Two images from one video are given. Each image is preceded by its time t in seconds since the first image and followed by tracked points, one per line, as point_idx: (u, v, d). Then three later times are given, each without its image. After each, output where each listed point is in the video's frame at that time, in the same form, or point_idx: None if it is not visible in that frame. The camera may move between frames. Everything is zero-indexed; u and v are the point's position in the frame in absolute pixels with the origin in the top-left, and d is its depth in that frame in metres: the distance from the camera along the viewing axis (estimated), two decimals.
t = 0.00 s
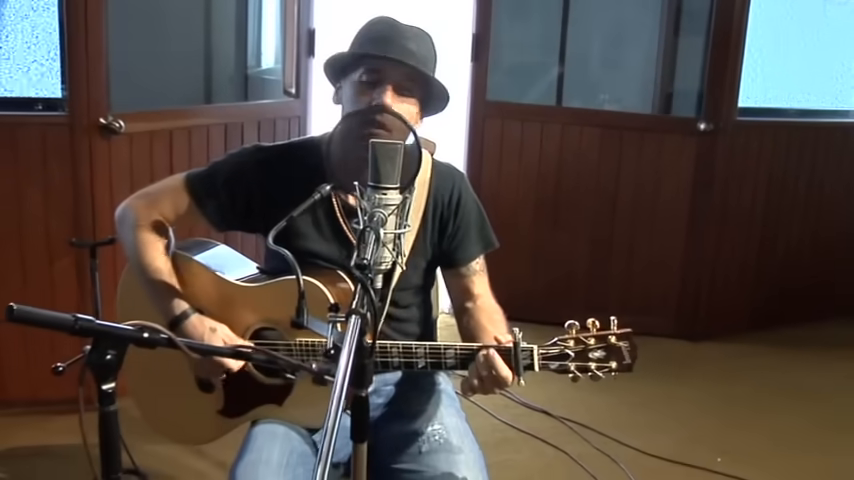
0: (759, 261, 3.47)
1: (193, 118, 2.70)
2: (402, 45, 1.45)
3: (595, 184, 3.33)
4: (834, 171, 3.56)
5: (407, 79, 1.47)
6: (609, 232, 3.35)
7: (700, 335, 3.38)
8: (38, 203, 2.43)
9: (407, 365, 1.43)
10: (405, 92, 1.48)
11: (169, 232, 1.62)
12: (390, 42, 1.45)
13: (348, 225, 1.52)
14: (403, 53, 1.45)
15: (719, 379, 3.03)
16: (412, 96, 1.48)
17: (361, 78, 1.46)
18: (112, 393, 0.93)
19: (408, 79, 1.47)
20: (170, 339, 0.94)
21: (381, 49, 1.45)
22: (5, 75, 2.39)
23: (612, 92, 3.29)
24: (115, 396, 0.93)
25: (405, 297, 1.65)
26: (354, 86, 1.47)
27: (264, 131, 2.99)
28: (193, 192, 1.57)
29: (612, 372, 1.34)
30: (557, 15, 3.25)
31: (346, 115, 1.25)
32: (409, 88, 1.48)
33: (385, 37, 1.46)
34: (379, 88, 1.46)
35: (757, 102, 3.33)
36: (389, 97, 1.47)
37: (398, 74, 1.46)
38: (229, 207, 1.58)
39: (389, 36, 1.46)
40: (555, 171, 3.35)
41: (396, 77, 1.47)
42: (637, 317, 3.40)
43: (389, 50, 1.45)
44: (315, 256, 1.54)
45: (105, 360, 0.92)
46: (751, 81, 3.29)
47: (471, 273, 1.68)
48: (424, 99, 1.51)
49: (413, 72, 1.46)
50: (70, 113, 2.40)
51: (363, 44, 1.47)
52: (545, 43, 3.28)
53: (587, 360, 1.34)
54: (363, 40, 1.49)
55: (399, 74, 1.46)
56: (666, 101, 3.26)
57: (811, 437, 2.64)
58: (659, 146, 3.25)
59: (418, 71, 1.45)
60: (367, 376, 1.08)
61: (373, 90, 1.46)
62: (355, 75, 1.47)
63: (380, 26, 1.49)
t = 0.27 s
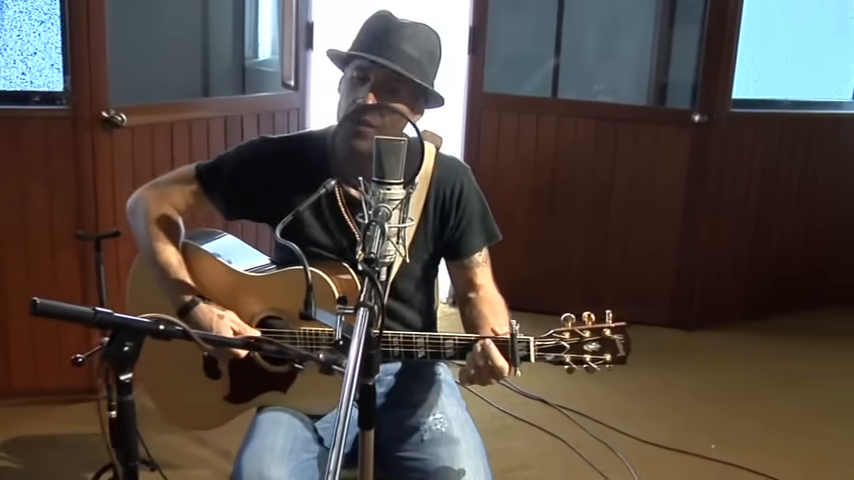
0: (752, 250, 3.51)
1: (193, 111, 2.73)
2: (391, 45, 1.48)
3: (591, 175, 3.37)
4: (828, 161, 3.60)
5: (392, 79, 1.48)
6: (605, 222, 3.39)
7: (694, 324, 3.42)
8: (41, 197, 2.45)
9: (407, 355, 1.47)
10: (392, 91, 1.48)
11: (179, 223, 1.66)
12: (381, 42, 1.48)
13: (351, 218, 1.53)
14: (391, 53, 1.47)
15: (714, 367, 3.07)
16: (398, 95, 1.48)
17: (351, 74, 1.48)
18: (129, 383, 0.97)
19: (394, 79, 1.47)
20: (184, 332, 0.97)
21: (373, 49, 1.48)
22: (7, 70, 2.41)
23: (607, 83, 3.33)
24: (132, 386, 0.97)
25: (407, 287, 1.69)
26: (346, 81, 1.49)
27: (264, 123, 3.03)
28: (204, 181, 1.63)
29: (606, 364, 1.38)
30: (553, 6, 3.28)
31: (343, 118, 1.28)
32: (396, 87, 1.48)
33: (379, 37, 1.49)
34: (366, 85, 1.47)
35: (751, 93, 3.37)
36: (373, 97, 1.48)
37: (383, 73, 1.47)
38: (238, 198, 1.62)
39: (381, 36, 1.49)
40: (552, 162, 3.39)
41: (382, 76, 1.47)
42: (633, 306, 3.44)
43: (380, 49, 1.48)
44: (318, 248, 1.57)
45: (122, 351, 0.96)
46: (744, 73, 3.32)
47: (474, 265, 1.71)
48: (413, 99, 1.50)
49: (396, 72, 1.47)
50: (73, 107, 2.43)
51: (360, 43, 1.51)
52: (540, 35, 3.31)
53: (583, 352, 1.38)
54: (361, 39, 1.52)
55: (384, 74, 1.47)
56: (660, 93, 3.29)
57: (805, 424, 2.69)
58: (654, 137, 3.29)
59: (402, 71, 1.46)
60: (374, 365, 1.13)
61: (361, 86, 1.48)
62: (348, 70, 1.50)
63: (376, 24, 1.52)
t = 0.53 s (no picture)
0: (743, 246, 3.56)
1: (191, 109, 2.76)
2: (402, 48, 1.51)
3: (584, 172, 3.41)
4: (817, 158, 3.65)
5: (404, 81, 1.51)
6: (598, 219, 3.44)
7: (685, 319, 3.47)
8: (42, 195, 2.48)
9: (409, 350, 1.51)
10: (403, 93, 1.52)
11: (185, 222, 1.70)
12: (391, 45, 1.52)
13: (355, 214, 1.58)
14: (403, 56, 1.51)
15: (706, 360, 3.13)
16: (409, 97, 1.52)
17: (363, 77, 1.51)
18: (144, 375, 1.01)
19: (407, 82, 1.51)
20: (197, 326, 1.01)
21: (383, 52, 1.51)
22: (8, 70, 2.44)
23: (599, 80, 3.38)
24: (147, 378, 1.01)
25: (408, 285, 1.73)
26: (357, 85, 1.52)
27: (261, 122, 3.06)
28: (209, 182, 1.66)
29: (603, 359, 1.42)
30: (545, 5, 3.33)
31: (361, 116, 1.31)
32: (407, 90, 1.52)
33: (388, 40, 1.52)
34: (380, 89, 1.51)
35: (741, 91, 3.41)
36: (387, 100, 1.51)
37: (396, 76, 1.51)
38: (243, 197, 1.66)
39: (391, 39, 1.52)
40: (545, 159, 3.43)
41: (395, 79, 1.51)
42: (625, 301, 3.49)
43: (389, 54, 1.51)
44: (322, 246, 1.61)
45: (139, 345, 0.99)
46: (734, 70, 3.37)
47: (469, 264, 1.75)
48: (422, 101, 1.55)
49: (410, 75, 1.51)
50: (73, 106, 2.46)
51: (368, 47, 1.53)
52: (533, 33, 3.35)
53: (581, 347, 1.42)
54: (367, 42, 1.55)
55: (397, 76, 1.51)
56: (652, 90, 3.33)
57: (794, 417, 2.74)
58: (646, 134, 3.33)
59: (416, 74, 1.50)
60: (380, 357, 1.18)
61: (373, 89, 1.51)
62: (358, 73, 1.52)
63: (383, 28, 1.55)
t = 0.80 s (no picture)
0: (732, 243, 3.61)
1: (187, 110, 2.79)
2: (411, 50, 1.54)
3: (575, 170, 3.45)
4: (805, 156, 3.70)
5: (414, 83, 1.56)
6: (589, 217, 3.48)
7: (676, 315, 3.51)
8: (40, 195, 2.51)
9: (407, 342, 1.54)
10: (413, 94, 1.56)
11: (187, 221, 1.73)
12: (399, 47, 1.54)
13: (355, 214, 1.61)
14: (411, 58, 1.54)
15: (696, 356, 3.17)
16: (418, 98, 1.57)
17: (373, 80, 1.55)
18: (154, 370, 1.04)
19: (417, 83, 1.56)
20: (204, 321, 1.05)
21: (392, 54, 1.54)
22: (6, 71, 2.47)
23: (589, 79, 3.42)
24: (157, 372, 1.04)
25: (404, 281, 1.77)
26: (367, 88, 1.56)
27: (256, 122, 3.09)
28: (209, 184, 1.68)
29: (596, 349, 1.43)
30: (536, 5, 3.37)
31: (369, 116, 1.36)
32: (416, 92, 1.56)
33: (395, 41, 1.55)
34: (392, 91, 1.55)
35: (730, 90, 3.46)
36: (400, 101, 1.55)
37: (407, 78, 1.55)
38: (244, 197, 1.70)
39: (399, 41, 1.55)
40: (537, 158, 3.47)
41: (406, 81, 1.55)
42: (616, 298, 3.53)
43: (399, 56, 1.54)
44: (322, 243, 1.65)
45: (148, 340, 1.03)
46: (723, 70, 3.41)
47: (455, 262, 1.79)
48: (428, 101, 1.60)
49: (421, 77, 1.55)
50: (71, 107, 2.48)
51: (375, 49, 1.56)
52: (524, 33, 3.39)
53: (574, 336, 1.44)
54: (373, 44, 1.57)
55: (407, 78, 1.55)
56: (642, 90, 3.37)
57: (782, 411, 2.78)
58: (637, 134, 3.37)
59: (427, 76, 1.54)
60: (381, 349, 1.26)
61: (385, 91, 1.55)
62: (367, 76, 1.56)
63: (389, 31, 1.57)
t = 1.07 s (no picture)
0: (720, 241, 3.66)
1: (181, 111, 2.82)
2: (409, 51, 1.57)
3: (565, 170, 3.49)
4: (792, 155, 3.75)
5: (411, 83, 1.59)
6: (579, 216, 3.52)
7: (664, 313, 3.56)
8: (35, 195, 2.52)
9: (401, 339, 1.58)
10: (409, 93, 1.60)
11: (186, 221, 1.76)
12: (399, 47, 1.57)
13: (352, 213, 1.67)
14: (409, 59, 1.57)
15: (685, 354, 3.21)
16: (414, 97, 1.61)
17: (371, 79, 1.59)
18: (159, 363, 1.07)
19: (413, 82, 1.60)
20: (209, 316, 1.08)
21: (390, 55, 1.57)
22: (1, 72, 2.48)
23: (578, 79, 3.46)
24: (163, 365, 1.07)
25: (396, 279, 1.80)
26: (365, 87, 1.60)
27: (248, 122, 3.12)
28: (209, 184, 1.71)
29: (585, 344, 1.47)
30: (526, 6, 3.41)
31: (361, 116, 1.42)
32: (412, 91, 1.60)
33: (394, 40, 1.57)
34: (389, 90, 1.59)
35: (717, 90, 3.50)
36: (396, 99, 1.59)
37: (404, 78, 1.59)
38: (243, 198, 1.73)
39: (398, 41, 1.58)
40: (527, 157, 3.51)
41: (402, 80, 1.59)
42: (606, 295, 3.57)
43: (397, 58, 1.57)
44: (319, 242, 1.68)
45: (154, 334, 1.07)
46: (711, 70, 3.46)
47: (444, 265, 1.81)
48: (423, 101, 1.64)
49: (417, 76, 1.59)
50: (68, 108, 2.50)
51: (374, 48, 1.58)
52: (514, 33, 3.43)
53: (564, 332, 1.48)
54: (371, 43, 1.60)
55: (404, 77, 1.59)
56: (631, 90, 3.41)
57: (769, 407, 2.83)
58: (625, 134, 3.41)
59: (424, 76, 1.58)
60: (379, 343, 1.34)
61: (381, 90, 1.59)
62: (365, 76, 1.60)
63: (387, 31, 1.60)
